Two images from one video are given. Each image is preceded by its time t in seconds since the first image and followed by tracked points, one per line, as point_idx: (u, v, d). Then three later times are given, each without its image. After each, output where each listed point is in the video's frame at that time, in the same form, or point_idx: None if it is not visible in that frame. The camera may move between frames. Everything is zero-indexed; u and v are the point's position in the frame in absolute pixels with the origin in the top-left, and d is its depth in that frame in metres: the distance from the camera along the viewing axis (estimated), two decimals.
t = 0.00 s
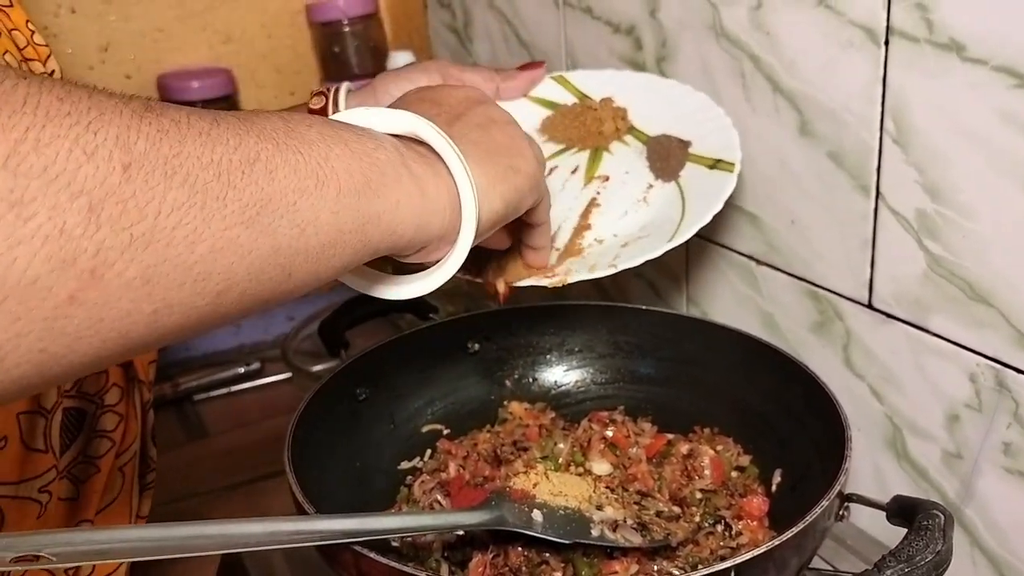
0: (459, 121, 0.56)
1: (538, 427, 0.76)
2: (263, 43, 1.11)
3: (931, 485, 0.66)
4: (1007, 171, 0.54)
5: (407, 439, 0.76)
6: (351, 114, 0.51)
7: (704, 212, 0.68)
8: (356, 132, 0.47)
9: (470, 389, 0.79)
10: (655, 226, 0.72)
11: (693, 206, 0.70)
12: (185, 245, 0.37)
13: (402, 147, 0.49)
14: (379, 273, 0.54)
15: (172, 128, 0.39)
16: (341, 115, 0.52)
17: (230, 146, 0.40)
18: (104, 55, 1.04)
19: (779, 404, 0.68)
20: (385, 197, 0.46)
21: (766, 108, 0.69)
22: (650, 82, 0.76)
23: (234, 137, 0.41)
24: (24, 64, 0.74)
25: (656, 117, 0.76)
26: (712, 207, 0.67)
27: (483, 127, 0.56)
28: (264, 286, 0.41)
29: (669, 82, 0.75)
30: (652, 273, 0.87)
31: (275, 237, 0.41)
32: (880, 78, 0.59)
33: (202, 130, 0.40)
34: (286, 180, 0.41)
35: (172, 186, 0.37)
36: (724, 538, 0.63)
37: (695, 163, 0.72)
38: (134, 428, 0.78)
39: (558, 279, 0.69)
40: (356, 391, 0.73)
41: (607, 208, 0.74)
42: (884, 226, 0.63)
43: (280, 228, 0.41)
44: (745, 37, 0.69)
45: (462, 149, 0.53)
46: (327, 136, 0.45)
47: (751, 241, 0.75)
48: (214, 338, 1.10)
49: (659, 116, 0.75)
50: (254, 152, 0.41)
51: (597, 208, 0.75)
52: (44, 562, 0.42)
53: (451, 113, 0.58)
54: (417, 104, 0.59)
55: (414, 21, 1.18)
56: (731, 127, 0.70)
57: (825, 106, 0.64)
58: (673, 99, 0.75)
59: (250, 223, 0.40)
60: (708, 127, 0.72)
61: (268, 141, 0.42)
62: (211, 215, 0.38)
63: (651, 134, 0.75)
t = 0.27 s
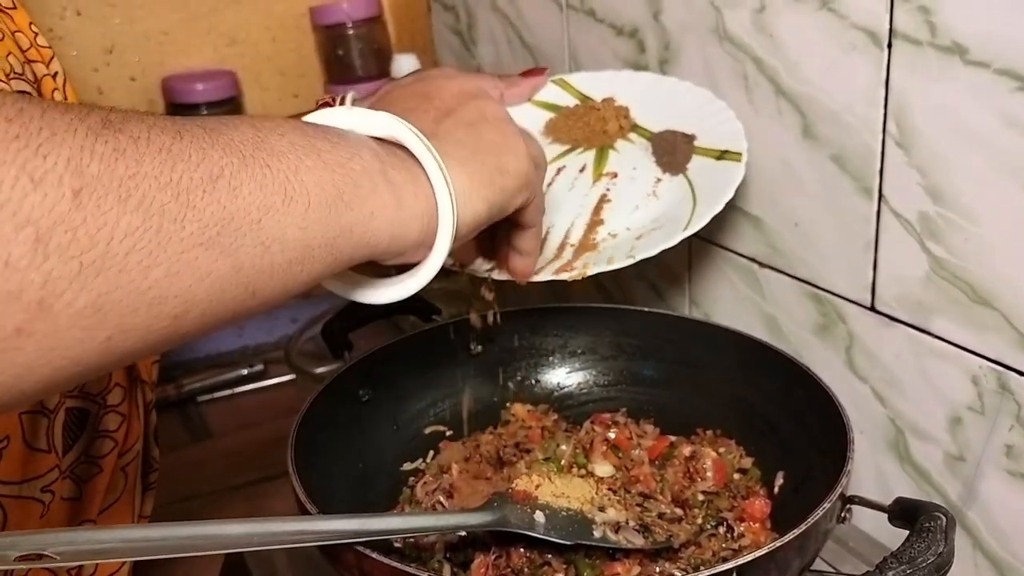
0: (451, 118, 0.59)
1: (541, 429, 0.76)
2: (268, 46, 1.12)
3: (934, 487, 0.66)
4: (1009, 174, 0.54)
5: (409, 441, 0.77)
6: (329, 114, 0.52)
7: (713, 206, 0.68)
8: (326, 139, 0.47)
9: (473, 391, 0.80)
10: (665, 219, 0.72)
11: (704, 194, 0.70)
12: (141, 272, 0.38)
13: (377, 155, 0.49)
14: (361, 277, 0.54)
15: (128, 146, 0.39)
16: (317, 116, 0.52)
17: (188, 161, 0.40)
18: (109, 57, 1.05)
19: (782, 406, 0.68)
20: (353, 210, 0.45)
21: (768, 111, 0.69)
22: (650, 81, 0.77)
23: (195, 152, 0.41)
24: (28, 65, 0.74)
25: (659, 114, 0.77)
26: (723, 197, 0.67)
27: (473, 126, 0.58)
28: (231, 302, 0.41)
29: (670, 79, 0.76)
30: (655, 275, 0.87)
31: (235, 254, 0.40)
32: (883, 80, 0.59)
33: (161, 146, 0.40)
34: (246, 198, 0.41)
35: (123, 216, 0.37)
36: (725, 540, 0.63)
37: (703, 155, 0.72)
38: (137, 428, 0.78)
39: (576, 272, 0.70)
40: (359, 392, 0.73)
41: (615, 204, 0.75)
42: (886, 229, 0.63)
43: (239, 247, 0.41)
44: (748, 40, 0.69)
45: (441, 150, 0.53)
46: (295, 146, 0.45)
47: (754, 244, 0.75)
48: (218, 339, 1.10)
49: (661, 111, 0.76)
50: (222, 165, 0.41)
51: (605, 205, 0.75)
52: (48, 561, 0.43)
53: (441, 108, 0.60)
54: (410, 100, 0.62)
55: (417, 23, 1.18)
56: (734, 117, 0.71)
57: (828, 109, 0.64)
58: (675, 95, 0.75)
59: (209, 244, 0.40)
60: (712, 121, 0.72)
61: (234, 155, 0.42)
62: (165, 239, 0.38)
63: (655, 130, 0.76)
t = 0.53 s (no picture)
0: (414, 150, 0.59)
1: (543, 433, 0.77)
2: (274, 52, 1.13)
3: (933, 493, 0.67)
4: (1008, 182, 0.54)
5: (413, 444, 0.77)
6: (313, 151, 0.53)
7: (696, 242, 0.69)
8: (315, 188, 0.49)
9: (476, 395, 0.80)
10: (645, 254, 0.72)
11: (686, 230, 0.71)
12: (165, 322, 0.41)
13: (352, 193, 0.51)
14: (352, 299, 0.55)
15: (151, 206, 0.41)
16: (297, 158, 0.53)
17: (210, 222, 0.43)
18: (115, 63, 1.06)
19: (782, 411, 0.68)
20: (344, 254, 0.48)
21: (769, 118, 0.70)
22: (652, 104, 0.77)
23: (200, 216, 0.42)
24: (34, 71, 0.75)
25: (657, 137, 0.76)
26: (708, 234, 0.68)
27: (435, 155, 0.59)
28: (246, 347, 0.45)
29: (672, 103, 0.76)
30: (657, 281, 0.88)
31: (251, 299, 0.44)
32: (882, 89, 0.60)
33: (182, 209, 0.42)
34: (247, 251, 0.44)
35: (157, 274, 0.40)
36: (726, 545, 0.63)
37: (692, 188, 0.73)
38: (139, 430, 0.79)
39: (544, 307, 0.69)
40: (363, 396, 0.74)
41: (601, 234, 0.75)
42: (886, 236, 0.63)
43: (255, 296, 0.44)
44: (749, 48, 0.69)
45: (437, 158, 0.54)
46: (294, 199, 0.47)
47: (755, 250, 0.76)
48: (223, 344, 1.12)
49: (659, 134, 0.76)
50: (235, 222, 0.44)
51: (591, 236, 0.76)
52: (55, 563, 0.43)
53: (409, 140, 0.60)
54: (372, 129, 0.62)
55: (422, 31, 1.19)
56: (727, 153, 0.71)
57: (828, 116, 0.65)
58: (673, 121, 0.75)
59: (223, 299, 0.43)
60: (706, 152, 0.73)
61: (246, 211, 0.44)
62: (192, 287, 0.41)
63: (649, 156, 0.76)
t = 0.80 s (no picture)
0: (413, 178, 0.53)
1: (541, 438, 0.76)
2: (274, 56, 1.13)
3: (931, 499, 0.67)
4: (1007, 189, 0.54)
5: (410, 448, 0.77)
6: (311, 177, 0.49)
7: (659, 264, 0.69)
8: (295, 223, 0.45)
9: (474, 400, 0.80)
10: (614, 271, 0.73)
11: (657, 251, 0.71)
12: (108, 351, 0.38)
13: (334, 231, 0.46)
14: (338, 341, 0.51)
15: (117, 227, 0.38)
16: (284, 190, 0.49)
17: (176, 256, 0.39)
18: (116, 66, 1.06)
19: (779, 417, 0.68)
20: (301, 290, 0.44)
21: (769, 124, 0.70)
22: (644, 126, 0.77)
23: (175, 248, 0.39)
24: (35, 74, 0.75)
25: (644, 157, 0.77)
26: (670, 258, 0.68)
27: (435, 181, 0.53)
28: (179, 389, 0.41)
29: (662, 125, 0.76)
30: (656, 287, 0.88)
31: (200, 336, 0.40)
32: (882, 95, 0.60)
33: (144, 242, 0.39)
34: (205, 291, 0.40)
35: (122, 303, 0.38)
36: (723, 551, 0.63)
37: (670, 211, 0.73)
38: (138, 432, 0.79)
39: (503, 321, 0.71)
40: (361, 400, 0.74)
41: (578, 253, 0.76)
42: (886, 243, 0.63)
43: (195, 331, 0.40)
44: (749, 54, 0.70)
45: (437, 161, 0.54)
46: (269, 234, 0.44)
47: (754, 256, 0.76)
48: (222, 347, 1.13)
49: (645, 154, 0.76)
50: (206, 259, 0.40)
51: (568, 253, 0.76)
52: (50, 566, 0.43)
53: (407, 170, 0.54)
54: (369, 164, 0.56)
55: (423, 36, 1.19)
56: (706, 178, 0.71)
57: (827, 123, 0.65)
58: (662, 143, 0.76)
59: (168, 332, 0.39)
60: (684, 175, 0.73)
61: (200, 238, 0.41)
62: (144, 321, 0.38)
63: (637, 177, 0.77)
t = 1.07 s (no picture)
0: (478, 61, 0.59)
1: (539, 439, 0.76)
2: (274, 57, 1.14)
3: (929, 503, 0.67)
4: (1008, 193, 0.54)
5: (409, 449, 0.77)
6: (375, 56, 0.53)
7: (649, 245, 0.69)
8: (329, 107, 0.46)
9: (472, 400, 0.80)
10: (597, 259, 0.73)
11: (641, 238, 0.71)
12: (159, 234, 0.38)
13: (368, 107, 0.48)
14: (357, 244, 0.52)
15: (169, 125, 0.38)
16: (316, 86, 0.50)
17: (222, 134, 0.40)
18: (116, 65, 1.07)
19: (778, 419, 0.68)
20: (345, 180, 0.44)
21: (769, 127, 0.70)
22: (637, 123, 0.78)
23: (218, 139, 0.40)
24: (35, 71, 0.75)
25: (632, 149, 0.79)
26: (653, 244, 0.68)
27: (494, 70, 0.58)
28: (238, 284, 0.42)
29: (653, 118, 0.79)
30: (654, 289, 0.88)
31: (235, 242, 0.40)
32: (883, 99, 0.60)
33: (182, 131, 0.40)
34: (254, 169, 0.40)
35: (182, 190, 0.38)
36: (722, 553, 0.63)
37: (656, 201, 0.73)
38: (134, 429, 0.79)
39: (476, 309, 0.70)
40: (360, 400, 0.74)
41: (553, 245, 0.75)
42: (886, 247, 0.63)
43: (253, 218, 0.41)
44: (749, 57, 0.70)
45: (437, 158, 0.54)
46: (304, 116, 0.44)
47: (753, 259, 0.76)
48: (219, 346, 1.15)
49: (633, 145, 0.78)
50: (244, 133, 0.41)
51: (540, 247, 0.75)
52: (48, 564, 0.43)
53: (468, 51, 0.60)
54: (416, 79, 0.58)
55: (422, 37, 1.20)
56: (693, 162, 0.72)
57: (827, 126, 0.65)
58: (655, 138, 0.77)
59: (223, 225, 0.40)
60: (674, 162, 0.74)
61: (228, 145, 0.40)
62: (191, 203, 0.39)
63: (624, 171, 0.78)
